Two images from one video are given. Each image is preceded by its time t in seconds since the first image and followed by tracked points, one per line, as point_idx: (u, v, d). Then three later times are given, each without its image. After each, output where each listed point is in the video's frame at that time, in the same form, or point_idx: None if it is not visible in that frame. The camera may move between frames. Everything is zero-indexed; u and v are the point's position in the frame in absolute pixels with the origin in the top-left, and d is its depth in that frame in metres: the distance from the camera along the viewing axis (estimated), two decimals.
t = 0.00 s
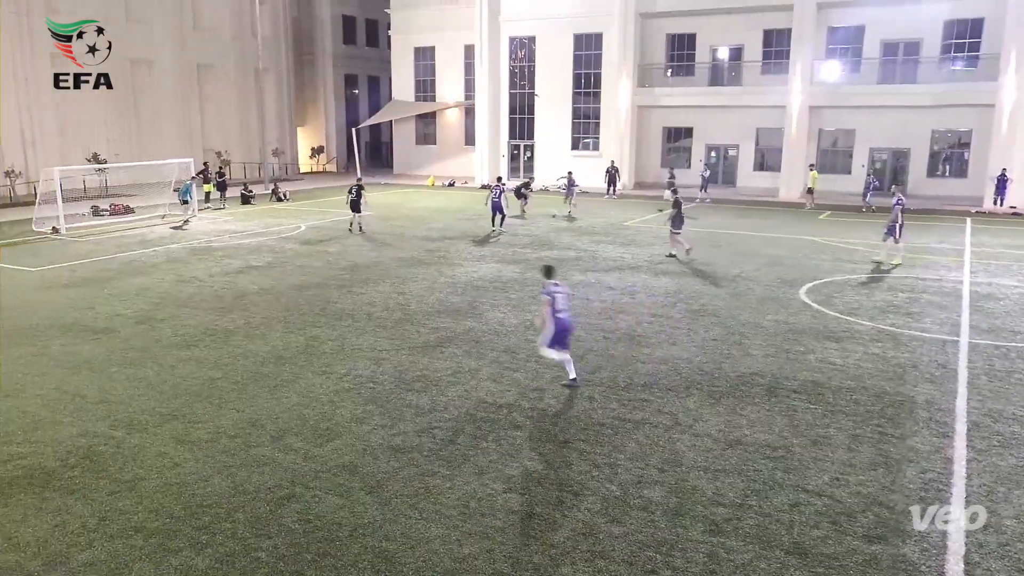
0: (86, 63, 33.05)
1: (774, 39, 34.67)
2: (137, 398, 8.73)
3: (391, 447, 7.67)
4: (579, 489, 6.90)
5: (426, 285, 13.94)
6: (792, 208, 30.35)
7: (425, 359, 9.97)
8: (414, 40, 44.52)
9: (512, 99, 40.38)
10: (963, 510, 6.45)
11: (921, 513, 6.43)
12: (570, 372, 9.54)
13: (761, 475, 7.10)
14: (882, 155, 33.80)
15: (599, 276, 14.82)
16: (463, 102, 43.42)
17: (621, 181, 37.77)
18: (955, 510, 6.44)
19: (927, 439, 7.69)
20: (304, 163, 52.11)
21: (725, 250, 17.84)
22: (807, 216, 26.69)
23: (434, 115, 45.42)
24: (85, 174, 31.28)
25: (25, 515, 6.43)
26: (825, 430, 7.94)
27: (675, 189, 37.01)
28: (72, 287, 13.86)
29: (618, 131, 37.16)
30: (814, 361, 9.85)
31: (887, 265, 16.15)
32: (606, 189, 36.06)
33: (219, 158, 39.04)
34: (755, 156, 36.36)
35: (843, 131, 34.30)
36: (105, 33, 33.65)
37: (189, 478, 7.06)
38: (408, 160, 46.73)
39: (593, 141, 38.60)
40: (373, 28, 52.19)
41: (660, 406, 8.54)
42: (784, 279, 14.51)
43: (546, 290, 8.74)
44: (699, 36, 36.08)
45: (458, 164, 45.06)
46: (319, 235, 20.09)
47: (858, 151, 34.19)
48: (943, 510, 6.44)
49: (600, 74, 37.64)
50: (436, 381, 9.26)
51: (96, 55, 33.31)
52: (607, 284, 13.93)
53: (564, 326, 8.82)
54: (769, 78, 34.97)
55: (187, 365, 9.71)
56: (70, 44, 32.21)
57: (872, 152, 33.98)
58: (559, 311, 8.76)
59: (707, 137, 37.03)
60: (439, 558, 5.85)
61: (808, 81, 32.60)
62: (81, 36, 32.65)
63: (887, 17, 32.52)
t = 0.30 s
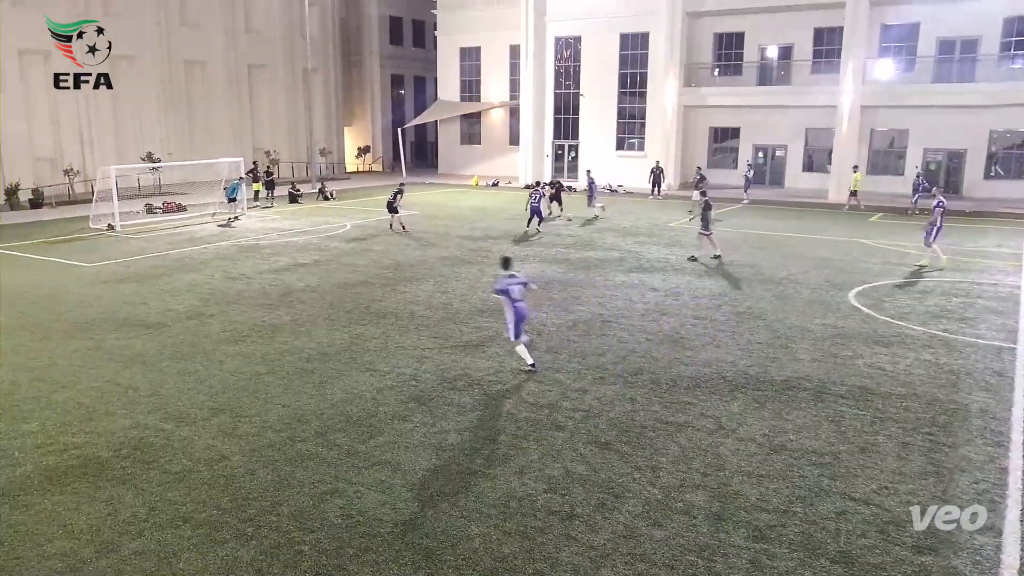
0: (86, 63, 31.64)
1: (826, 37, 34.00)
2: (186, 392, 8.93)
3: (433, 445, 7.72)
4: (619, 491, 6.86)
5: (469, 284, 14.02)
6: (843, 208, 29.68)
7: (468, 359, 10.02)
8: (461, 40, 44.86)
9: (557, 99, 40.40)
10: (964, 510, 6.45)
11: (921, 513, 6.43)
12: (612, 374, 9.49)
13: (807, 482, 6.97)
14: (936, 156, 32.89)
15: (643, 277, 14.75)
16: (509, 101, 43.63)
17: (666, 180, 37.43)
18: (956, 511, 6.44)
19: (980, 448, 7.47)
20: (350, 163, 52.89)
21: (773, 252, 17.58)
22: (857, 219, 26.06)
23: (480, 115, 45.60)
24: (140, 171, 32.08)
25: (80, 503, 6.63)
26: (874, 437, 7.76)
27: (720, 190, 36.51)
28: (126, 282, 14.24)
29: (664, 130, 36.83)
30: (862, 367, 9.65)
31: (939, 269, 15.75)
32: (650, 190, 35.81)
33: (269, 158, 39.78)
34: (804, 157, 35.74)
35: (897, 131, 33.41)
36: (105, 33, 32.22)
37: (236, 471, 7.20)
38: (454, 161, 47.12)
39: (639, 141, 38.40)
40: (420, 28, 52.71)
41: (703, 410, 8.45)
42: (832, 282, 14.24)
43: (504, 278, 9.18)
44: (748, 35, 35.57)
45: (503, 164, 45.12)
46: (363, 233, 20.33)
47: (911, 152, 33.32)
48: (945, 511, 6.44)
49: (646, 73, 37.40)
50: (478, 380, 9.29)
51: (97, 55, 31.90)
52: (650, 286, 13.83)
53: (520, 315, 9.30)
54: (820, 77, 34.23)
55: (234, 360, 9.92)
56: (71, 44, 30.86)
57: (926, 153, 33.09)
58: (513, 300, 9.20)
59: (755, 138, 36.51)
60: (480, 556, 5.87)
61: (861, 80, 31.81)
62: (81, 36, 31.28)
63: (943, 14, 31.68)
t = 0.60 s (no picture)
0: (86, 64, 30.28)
1: (877, 35, 33.17)
2: (239, 382, 9.22)
3: (476, 439, 7.84)
4: (661, 489, 6.89)
5: (513, 281, 14.14)
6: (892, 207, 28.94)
7: (512, 354, 10.13)
8: (507, 40, 45.03)
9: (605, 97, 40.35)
10: (965, 511, 6.45)
11: (921, 514, 6.43)
12: (656, 372, 9.51)
13: (852, 485, 6.90)
14: (991, 156, 31.90)
15: (687, 276, 14.70)
16: (555, 100, 43.53)
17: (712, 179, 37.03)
18: (956, 511, 6.44)
19: None
20: (399, 161, 53.52)
21: (821, 253, 17.33)
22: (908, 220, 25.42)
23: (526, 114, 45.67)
24: (199, 169, 33.00)
25: (138, 487, 6.92)
26: (922, 441, 7.64)
27: (766, 189, 36.03)
28: (183, 276, 14.70)
29: (709, 129, 36.46)
30: (911, 369, 9.49)
31: (994, 271, 15.35)
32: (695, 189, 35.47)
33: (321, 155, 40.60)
34: (854, 156, 35.05)
35: (951, 130, 32.44)
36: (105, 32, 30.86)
37: (285, 460, 7.43)
38: (500, 160, 47.37)
39: (685, 140, 38.10)
40: (468, 28, 53.07)
41: (747, 410, 8.42)
42: (881, 284, 14.00)
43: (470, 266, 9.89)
44: (797, 33, 34.98)
45: (550, 163, 45.15)
46: (408, 230, 20.61)
47: (966, 152, 32.32)
48: (945, 512, 6.44)
49: (693, 73, 37.09)
50: (522, 376, 9.41)
51: (97, 55, 30.54)
52: (695, 285, 13.76)
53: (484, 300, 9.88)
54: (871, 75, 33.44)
55: (284, 352, 10.20)
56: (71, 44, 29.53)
57: (980, 153, 32.08)
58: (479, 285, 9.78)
59: (803, 137, 35.85)
60: (521, 550, 5.96)
61: (913, 78, 31.06)
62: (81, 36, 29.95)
63: (1002, 9, 30.57)
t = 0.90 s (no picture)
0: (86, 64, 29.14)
1: (930, 33, 32.21)
2: (291, 372, 9.56)
3: (519, 432, 8.01)
4: (702, 485, 6.96)
5: (557, 277, 14.28)
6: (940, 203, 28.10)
7: (555, 349, 10.28)
8: (554, 40, 45.07)
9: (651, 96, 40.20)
10: (964, 511, 6.45)
11: (922, 513, 6.44)
12: (699, 369, 9.55)
13: (896, 486, 6.87)
14: None
15: (731, 273, 14.63)
16: (600, 99, 43.55)
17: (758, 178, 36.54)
18: (957, 512, 6.44)
19: None
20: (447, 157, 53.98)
21: (869, 252, 17.03)
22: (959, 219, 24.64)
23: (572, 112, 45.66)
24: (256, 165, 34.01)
25: (195, 470, 7.27)
26: (970, 444, 7.55)
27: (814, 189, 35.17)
28: (239, 268, 15.22)
29: (755, 127, 36.01)
30: (959, 371, 9.34)
31: None
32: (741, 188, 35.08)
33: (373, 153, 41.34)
34: (903, 155, 34.14)
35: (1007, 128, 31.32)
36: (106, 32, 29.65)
37: (334, 447, 7.71)
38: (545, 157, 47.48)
39: (731, 138, 37.66)
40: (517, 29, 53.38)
41: (791, 408, 8.42)
42: (931, 283, 13.73)
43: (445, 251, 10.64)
44: (847, 31, 34.12)
45: (595, 161, 45.08)
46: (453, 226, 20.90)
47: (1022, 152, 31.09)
48: (946, 512, 6.44)
49: (740, 71, 36.62)
50: (565, 370, 9.55)
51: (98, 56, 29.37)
52: (739, 283, 13.71)
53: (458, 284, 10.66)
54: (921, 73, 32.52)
55: (335, 343, 10.53)
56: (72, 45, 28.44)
57: None
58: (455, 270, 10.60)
59: (851, 135, 35.10)
60: (562, 541, 6.11)
61: (966, 76, 30.12)
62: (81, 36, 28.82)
63: None
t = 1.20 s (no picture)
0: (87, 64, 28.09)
1: (984, 29, 31.20)
2: (339, 362, 9.87)
3: (562, 426, 8.14)
4: (743, 483, 7.01)
5: (600, 273, 14.35)
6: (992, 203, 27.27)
7: (598, 345, 10.39)
8: (600, 38, 44.94)
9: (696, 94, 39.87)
10: (965, 510, 6.46)
11: (921, 514, 6.45)
12: (742, 366, 9.55)
13: (941, 489, 6.80)
14: None
15: (776, 272, 14.50)
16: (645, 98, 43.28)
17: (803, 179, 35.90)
18: (956, 511, 6.45)
19: None
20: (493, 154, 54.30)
21: (919, 252, 16.69)
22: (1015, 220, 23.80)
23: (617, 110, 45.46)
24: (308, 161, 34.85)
25: (248, 455, 7.59)
26: (1020, 448, 7.43)
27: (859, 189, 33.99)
28: (291, 261, 15.67)
29: (802, 125, 35.43)
30: (1010, 374, 9.15)
31: None
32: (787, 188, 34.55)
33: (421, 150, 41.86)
34: (955, 154, 33.09)
35: None
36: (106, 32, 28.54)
37: (381, 436, 7.96)
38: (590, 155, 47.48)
39: (777, 137, 37.00)
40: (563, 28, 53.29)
41: (835, 408, 8.38)
42: (982, 284, 13.40)
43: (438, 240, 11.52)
44: (899, 28, 33.12)
45: (639, 159, 44.79)
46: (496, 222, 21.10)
47: None
48: (945, 512, 6.45)
49: (788, 69, 35.97)
50: (608, 366, 9.65)
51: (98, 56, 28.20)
52: (784, 282, 13.60)
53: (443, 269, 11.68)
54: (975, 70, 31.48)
55: (382, 336, 10.81)
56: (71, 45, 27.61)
57: None
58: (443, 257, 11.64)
59: (900, 134, 34.15)
60: (602, 534, 6.23)
61: None
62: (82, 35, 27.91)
63: None
